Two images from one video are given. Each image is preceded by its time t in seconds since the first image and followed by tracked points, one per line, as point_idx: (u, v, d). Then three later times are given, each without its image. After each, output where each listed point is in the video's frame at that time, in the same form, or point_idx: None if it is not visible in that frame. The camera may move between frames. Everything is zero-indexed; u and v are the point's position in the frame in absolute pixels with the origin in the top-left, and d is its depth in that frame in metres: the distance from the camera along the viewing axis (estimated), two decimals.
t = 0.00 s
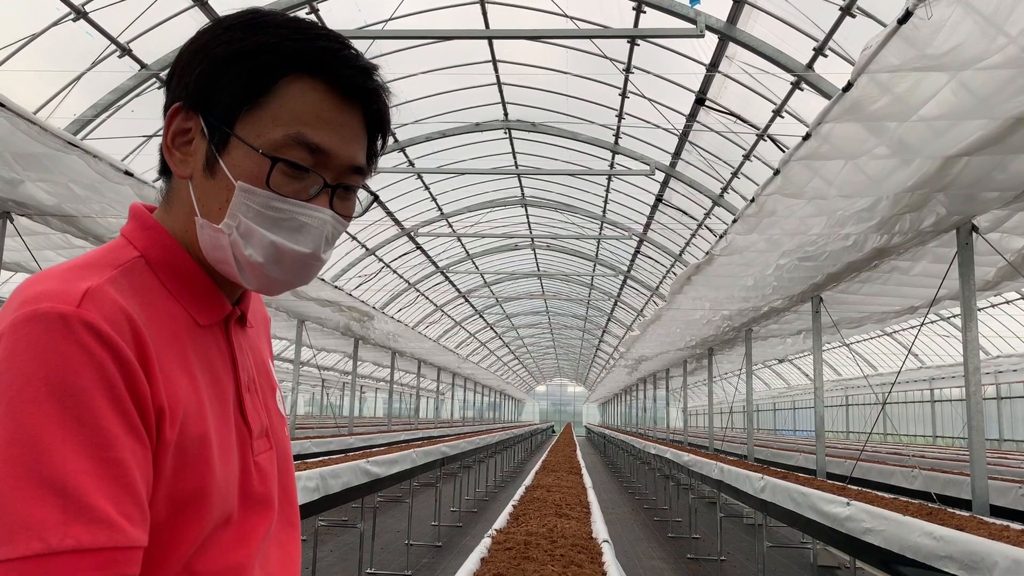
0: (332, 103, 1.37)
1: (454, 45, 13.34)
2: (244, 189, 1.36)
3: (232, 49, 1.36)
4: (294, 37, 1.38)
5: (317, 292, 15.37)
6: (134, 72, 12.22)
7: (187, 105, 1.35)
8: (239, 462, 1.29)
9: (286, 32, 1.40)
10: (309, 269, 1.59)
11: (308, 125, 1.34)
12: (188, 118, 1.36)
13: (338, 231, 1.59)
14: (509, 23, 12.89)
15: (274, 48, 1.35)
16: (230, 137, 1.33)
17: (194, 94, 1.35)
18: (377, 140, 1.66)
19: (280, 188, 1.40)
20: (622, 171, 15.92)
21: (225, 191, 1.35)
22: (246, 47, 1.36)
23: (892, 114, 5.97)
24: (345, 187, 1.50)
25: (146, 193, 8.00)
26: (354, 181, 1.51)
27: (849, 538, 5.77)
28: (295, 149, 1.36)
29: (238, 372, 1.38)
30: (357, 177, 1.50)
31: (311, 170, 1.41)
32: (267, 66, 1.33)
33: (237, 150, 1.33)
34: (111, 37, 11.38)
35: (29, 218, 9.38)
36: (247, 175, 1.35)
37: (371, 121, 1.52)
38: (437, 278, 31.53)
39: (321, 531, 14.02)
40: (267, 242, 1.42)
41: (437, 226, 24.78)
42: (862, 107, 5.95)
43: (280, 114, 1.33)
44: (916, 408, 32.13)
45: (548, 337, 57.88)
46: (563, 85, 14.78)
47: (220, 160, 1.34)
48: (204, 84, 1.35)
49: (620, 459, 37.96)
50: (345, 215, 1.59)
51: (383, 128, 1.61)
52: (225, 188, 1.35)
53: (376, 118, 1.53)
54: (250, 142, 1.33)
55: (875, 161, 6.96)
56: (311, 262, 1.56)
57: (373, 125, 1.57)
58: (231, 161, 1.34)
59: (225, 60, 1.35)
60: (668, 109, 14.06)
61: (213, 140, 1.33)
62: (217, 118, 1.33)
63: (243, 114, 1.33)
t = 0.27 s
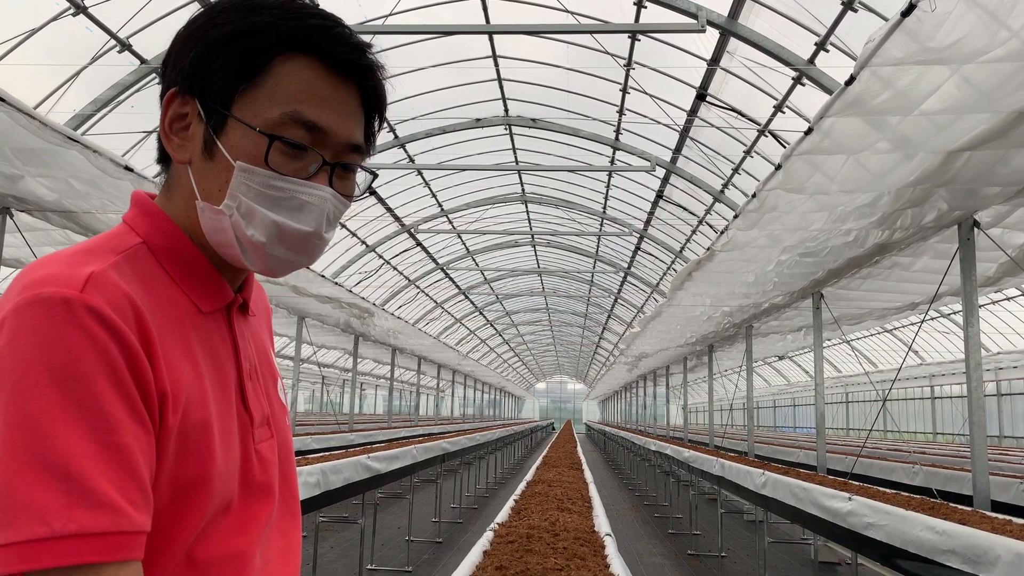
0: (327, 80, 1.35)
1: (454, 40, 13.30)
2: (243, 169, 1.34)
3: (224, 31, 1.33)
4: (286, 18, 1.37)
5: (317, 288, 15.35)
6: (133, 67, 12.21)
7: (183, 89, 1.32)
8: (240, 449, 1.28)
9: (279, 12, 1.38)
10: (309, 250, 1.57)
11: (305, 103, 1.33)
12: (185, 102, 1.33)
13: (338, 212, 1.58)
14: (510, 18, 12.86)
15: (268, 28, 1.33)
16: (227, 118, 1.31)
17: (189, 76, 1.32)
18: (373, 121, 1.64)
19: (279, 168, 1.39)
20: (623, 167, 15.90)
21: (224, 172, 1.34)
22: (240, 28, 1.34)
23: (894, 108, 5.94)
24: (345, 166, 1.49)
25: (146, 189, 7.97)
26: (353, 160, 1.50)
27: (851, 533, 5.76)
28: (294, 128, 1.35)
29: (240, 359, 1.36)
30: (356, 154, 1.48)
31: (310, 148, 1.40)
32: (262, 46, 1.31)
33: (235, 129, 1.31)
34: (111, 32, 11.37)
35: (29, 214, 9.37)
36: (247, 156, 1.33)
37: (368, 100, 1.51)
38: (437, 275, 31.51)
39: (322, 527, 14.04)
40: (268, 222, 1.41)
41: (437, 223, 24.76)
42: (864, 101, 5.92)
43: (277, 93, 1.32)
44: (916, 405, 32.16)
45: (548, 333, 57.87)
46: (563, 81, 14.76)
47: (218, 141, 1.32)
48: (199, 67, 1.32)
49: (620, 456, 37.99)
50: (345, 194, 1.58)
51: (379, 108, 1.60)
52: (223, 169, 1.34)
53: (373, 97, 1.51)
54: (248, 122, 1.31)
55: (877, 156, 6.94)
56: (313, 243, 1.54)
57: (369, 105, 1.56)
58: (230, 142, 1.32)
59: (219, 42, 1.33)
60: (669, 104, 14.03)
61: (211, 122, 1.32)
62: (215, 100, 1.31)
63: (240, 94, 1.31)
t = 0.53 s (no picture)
0: (328, 76, 1.35)
1: (454, 34, 13.27)
2: (242, 163, 1.34)
3: (226, 24, 1.33)
4: (288, 12, 1.35)
5: (317, 283, 15.35)
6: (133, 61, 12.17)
7: (183, 83, 1.31)
8: (239, 441, 1.27)
9: (280, 7, 1.37)
10: (309, 244, 1.58)
11: (305, 100, 1.33)
12: (185, 96, 1.33)
13: (338, 207, 1.58)
14: (510, 12, 12.82)
15: (269, 23, 1.32)
16: (227, 114, 1.30)
17: (189, 70, 1.32)
18: (373, 116, 1.64)
19: (279, 164, 1.39)
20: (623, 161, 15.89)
21: (223, 168, 1.33)
22: (241, 22, 1.33)
23: (895, 102, 5.93)
24: (344, 162, 1.49)
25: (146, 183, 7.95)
26: (352, 156, 1.50)
27: (850, 526, 5.77)
28: (292, 124, 1.34)
29: (241, 351, 1.36)
30: (355, 151, 1.48)
31: (308, 145, 1.39)
32: (262, 41, 1.30)
33: (234, 125, 1.30)
34: (110, 25, 11.33)
35: (29, 208, 9.36)
36: (246, 152, 1.33)
37: (368, 95, 1.51)
38: (437, 270, 31.52)
39: (322, 521, 14.08)
40: (267, 217, 1.41)
41: (437, 218, 24.76)
42: (865, 95, 5.91)
43: (276, 89, 1.31)
44: (916, 400, 32.22)
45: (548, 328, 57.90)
46: (564, 76, 14.73)
47: (216, 136, 1.31)
48: (200, 60, 1.31)
49: (620, 450, 38.05)
50: (344, 190, 1.58)
51: (380, 102, 1.59)
52: (222, 165, 1.33)
53: (373, 92, 1.51)
54: (248, 118, 1.31)
55: (878, 150, 6.92)
56: (313, 237, 1.55)
57: (369, 100, 1.55)
58: (229, 138, 1.32)
59: (219, 36, 1.32)
60: (669, 99, 14.01)
61: (210, 117, 1.31)
62: (215, 95, 1.31)
63: (239, 90, 1.30)
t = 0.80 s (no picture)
0: (329, 68, 1.33)
1: (455, 26, 13.22)
2: (246, 157, 1.34)
3: (229, 16, 1.32)
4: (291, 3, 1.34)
5: (318, 275, 15.35)
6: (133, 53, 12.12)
7: (187, 77, 1.32)
8: (245, 433, 1.27)
9: None
10: (315, 235, 1.58)
11: (307, 91, 1.32)
12: (189, 90, 1.33)
13: (342, 199, 1.57)
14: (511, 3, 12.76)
15: (270, 14, 1.31)
16: (230, 107, 1.30)
17: (193, 64, 1.31)
18: (378, 105, 1.62)
19: (283, 156, 1.38)
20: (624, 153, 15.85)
21: (227, 161, 1.34)
22: (243, 14, 1.31)
23: (897, 94, 5.91)
24: (348, 153, 1.48)
25: (147, 175, 7.94)
26: (356, 148, 1.49)
27: (850, 518, 5.79)
28: (295, 116, 1.34)
29: (247, 344, 1.37)
30: (358, 142, 1.47)
31: (311, 136, 1.39)
32: (264, 33, 1.29)
33: (238, 117, 1.30)
34: (110, 16, 11.28)
35: (30, 200, 9.35)
36: (249, 145, 1.33)
37: (372, 87, 1.49)
38: (437, 262, 31.53)
39: (323, 513, 14.14)
40: (271, 209, 1.41)
41: (438, 210, 24.73)
42: (867, 88, 5.89)
43: (278, 81, 1.30)
44: (916, 392, 32.28)
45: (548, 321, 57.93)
46: (565, 67, 14.69)
47: (220, 129, 1.31)
48: (204, 54, 1.31)
49: (620, 442, 38.17)
50: (349, 181, 1.58)
51: (385, 93, 1.58)
52: (226, 158, 1.34)
53: (377, 83, 1.49)
54: (251, 110, 1.30)
55: (879, 142, 6.91)
56: (319, 230, 1.55)
57: (373, 91, 1.53)
58: (233, 131, 1.32)
59: (223, 29, 1.31)
60: (670, 91, 13.97)
61: (214, 110, 1.31)
62: (218, 89, 1.30)
63: (242, 83, 1.30)
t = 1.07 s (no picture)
0: (336, 67, 1.32)
1: (455, 18, 13.18)
2: (254, 154, 1.34)
3: (235, 15, 1.31)
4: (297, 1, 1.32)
5: (318, 269, 15.35)
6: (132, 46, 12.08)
7: (195, 75, 1.31)
8: (251, 428, 1.28)
9: None
10: (322, 231, 1.59)
11: (314, 90, 1.31)
12: (196, 87, 1.32)
13: (349, 195, 1.57)
14: None
15: (276, 13, 1.30)
16: (238, 105, 1.30)
17: (201, 62, 1.31)
18: (384, 102, 1.61)
19: (291, 154, 1.38)
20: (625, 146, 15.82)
21: (234, 160, 1.34)
22: (249, 12, 1.30)
23: (898, 88, 5.90)
24: (353, 151, 1.48)
25: (147, 169, 7.94)
26: (362, 145, 1.48)
27: (850, 511, 5.80)
28: (303, 115, 1.33)
29: (253, 340, 1.37)
30: (365, 140, 1.46)
31: (318, 135, 1.38)
32: (271, 32, 1.28)
33: (246, 116, 1.30)
34: (109, 9, 11.24)
35: (31, 194, 9.35)
36: (257, 142, 1.33)
37: (378, 84, 1.47)
38: (437, 255, 31.53)
39: (324, 505, 14.20)
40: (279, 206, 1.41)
41: (438, 203, 24.71)
42: (868, 82, 5.88)
43: (285, 80, 1.30)
44: (915, 385, 32.35)
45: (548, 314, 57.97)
46: (565, 60, 14.65)
47: (227, 127, 1.32)
48: (211, 52, 1.31)
49: (620, 435, 38.28)
50: (355, 177, 1.57)
51: (391, 90, 1.56)
52: (234, 157, 1.34)
53: (383, 80, 1.47)
54: (258, 109, 1.30)
55: (880, 136, 6.89)
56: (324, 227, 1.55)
57: (379, 87, 1.52)
58: (240, 128, 1.32)
59: (229, 26, 1.30)
60: (671, 84, 13.93)
61: (222, 107, 1.31)
62: (225, 87, 1.30)
63: (248, 82, 1.29)
